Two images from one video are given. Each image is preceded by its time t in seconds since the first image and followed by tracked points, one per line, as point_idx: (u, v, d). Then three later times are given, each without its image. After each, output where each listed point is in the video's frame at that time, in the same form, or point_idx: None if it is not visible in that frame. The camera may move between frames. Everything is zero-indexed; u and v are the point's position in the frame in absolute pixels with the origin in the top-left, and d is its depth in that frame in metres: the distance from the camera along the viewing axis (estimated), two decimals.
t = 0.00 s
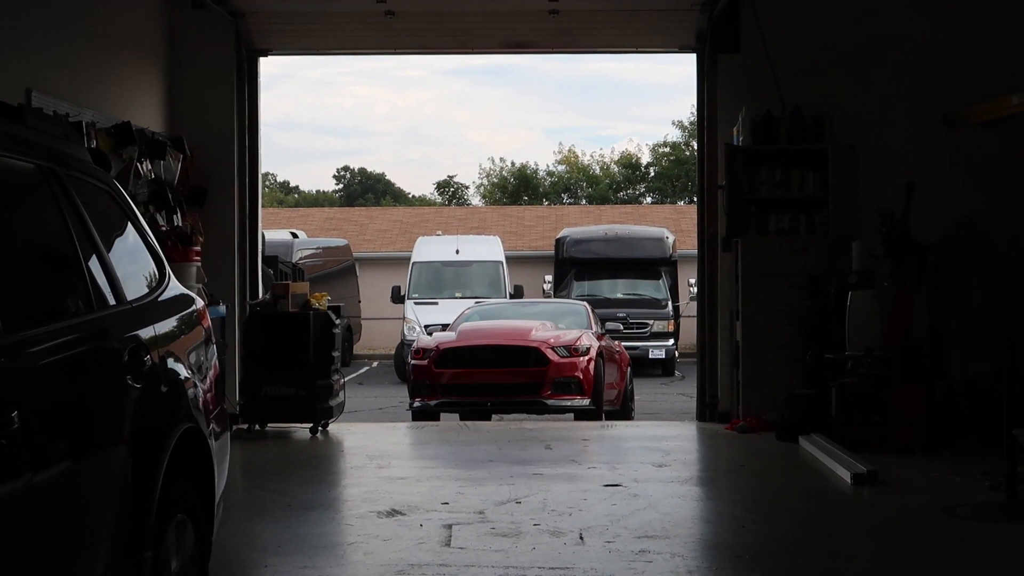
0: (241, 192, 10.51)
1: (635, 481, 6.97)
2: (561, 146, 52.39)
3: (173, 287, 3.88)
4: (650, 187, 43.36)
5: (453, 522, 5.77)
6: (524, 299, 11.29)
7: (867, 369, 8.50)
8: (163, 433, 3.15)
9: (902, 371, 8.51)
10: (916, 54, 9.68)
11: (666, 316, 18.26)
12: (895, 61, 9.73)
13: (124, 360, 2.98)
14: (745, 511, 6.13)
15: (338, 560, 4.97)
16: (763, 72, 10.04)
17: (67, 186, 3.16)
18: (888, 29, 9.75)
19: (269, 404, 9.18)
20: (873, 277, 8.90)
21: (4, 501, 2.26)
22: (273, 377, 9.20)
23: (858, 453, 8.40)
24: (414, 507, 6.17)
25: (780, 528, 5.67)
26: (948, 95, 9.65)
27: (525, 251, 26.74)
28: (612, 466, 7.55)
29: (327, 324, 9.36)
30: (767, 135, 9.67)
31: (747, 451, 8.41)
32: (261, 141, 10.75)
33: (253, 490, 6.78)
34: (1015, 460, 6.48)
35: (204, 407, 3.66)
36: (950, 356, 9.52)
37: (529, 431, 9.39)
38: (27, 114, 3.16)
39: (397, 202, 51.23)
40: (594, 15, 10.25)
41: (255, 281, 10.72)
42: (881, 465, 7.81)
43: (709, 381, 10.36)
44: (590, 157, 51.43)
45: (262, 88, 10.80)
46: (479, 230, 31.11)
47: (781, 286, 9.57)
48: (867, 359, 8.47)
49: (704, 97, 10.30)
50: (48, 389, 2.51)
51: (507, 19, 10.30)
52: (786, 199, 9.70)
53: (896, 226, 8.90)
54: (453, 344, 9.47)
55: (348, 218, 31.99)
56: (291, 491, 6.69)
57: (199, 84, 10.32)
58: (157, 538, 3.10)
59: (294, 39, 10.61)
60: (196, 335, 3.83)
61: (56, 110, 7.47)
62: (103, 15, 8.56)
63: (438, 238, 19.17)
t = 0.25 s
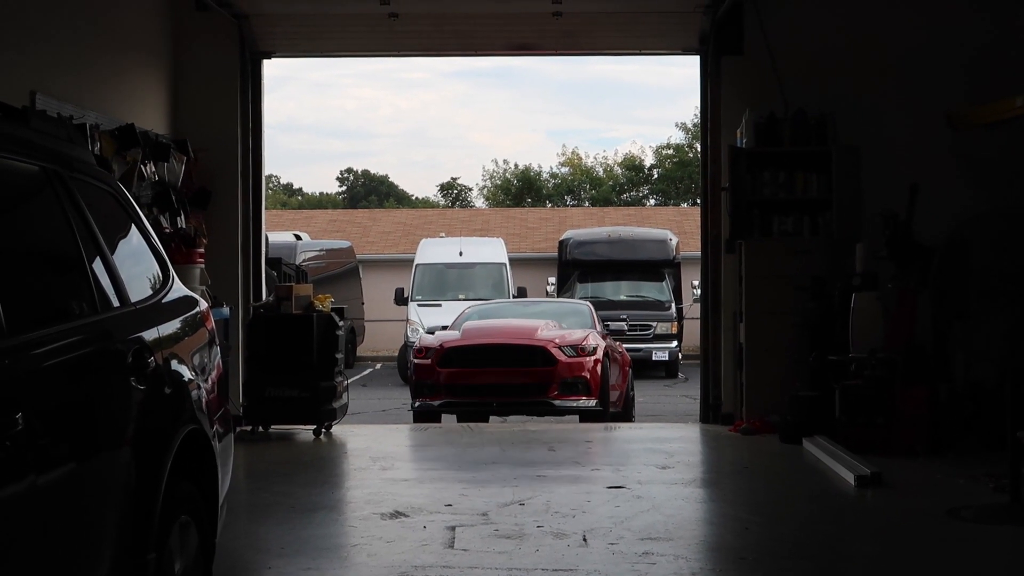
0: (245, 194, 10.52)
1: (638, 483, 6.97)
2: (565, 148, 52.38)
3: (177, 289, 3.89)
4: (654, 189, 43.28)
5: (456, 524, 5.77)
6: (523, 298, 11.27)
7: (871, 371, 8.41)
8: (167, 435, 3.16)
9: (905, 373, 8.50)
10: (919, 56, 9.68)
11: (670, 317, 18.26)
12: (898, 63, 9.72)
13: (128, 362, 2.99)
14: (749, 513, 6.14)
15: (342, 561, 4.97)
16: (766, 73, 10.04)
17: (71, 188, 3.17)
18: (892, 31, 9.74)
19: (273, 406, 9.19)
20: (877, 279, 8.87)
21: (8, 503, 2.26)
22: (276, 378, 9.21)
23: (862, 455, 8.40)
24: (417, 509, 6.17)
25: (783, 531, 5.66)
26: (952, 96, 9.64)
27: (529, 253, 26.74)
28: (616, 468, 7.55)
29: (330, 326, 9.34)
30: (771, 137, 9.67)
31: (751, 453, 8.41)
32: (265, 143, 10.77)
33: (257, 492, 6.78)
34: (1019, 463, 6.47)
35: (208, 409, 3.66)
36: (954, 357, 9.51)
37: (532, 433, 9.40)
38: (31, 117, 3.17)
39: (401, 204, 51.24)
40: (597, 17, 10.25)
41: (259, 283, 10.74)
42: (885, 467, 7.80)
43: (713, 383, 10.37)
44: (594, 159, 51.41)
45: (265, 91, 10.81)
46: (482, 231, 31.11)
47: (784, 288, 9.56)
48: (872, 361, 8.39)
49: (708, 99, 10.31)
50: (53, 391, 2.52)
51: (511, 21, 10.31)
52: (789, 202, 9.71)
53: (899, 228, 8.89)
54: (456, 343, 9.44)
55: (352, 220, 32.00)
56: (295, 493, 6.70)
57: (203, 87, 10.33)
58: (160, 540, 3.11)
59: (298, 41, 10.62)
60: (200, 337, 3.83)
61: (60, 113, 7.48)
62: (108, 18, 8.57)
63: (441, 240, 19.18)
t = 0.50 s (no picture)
0: (246, 195, 10.53)
1: (640, 483, 6.97)
2: (566, 149, 52.37)
3: (179, 289, 3.90)
4: (656, 190, 43.25)
5: (457, 524, 5.77)
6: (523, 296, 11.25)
7: (872, 372, 8.33)
8: (169, 435, 3.16)
9: (907, 373, 8.50)
10: (921, 56, 9.68)
11: (672, 318, 18.26)
12: (900, 63, 9.72)
13: (130, 362, 2.99)
14: (751, 513, 6.14)
15: (344, 562, 4.97)
16: (768, 73, 10.04)
17: (73, 189, 3.17)
18: (893, 31, 9.74)
19: (274, 407, 9.20)
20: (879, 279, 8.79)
21: (9, 503, 2.26)
22: (278, 379, 9.22)
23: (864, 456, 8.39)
24: (419, 509, 6.17)
25: (785, 531, 5.66)
26: (953, 97, 9.64)
27: (530, 253, 26.75)
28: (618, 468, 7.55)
29: (332, 327, 9.33)
30: (773, 138, 9.63)
31: (753, 453, 8.40)
32: (266, 143, 10.78)
33: (259, 492, 6.79)
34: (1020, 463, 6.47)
35: (210, 409, 3.66)
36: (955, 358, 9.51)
37: (534, 434, 9.39)
38: (33, 117, 3.17)
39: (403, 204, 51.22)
40: (598, 17, 10.26)
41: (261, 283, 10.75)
42: (886, 467, 7.80)
43: (714, 384, 10.37)
44: (595, 160, 51.39)
45: (267, 91, 10.82)
46: (484, 232, 31.10)
47: (786, 288, 9.56)
48: (873, 362, 8.30)
49: (709, 100, 10.32)
50: (55, 391, 2.52)
51: (512, 21, 10.31)
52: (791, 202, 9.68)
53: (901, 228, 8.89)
54: (459, 340, 9.40)
55: (353, 221, 32.01)
56: (297, 493, 6.70)
57: (204, 87, 10.34)
58: (162, 540, 3.11)
59: (299, 42, 10.63)
60: (202, 337, 3.83)
61: (62, 113, 7.49)
62: (109, 18, 8.58)
63: (443, 241, 19.18)
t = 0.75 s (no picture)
0: (247, 195, 10.53)
1: (641, 483, 6.97)
2: (567, 148, 52.34)
3: (180, 289, 3.90)
4: (657, 189, 43.23)
5: (459, 524, 5.77)
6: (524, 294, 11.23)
7: (873, 371, 8.39)
8: (170, 435, 3.16)
9: (909, 373, 8.50)
10: (922, 55, 9.67)
11: (673, 317, 18.27)
12: (902, 62, 9.72)
13: (131, 362, 2.99)
14: (753, 513, 6.14)
15: (345, 561, 4.98)
16: (769, 73, 10.03)
17: (74, 189, 3.17)
18: (895, 30, 9.74)
19: (276, 406, 9.19)
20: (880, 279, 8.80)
21: (10, 503, 2.26)
22: (279, 378, 9.21)
23: (865, 456, 8.40)
24: (420, 509, 6.17)
25: (786, 531, 5.66)
26: (954, 96, 9.63)
27: (531, 253, 26.76)
28: (619, 468, 7.55)
29: (333, 326, 9.34)
30: (773, 138, 9.62)
31: (755, 453, 8.40)
32: (267, 143, 10.77)
33: (260, 492, 6.79)
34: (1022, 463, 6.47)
35: (211, 409, 3.66)
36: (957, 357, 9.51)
37: (535, 434, 9.39)
38: (34, 117, 3.17)
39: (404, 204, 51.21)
40: (600, 16, 10.25)
41: (262, 283, 10.75)
42: (888, 467, 7.80)
43: (715, 383, 10.37)
44: (596, 160, 51.39)
45: (268, 91, 10.82)
46: (485, 232, 31.11)
47: (787, 288, 9.56)
48: (874, 362, 8.37)
49: (710, 99, 10.33)
50: (56, 391, 2.52)
51: (513, 20, 10.31)
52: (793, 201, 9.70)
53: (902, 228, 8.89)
54: (463, 338, 9.36)
55: (354, 221, 32.00)
56: (298, 493, 6.70)
57: (205, 87, 10.34)
58: (163, 540, 3.11)
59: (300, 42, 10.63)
60: (203, 337, 3.83)
61: (63, 113, 7.49)
62: (110, 18, 8.58)
63: (444, 241, 19.18)
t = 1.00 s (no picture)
0: (246, 193, 10.52)
1: (639, 482, 6.97)
2: (566, 147, 52.34)
3: (178, 287, 3.89)
4: (655, 188, 43.22)
5: (457, 522, 5.77)
6: (520, 290, 11.16)
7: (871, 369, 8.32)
8: (168, 434, 3.16)
9: (907, 372, 8.50)
10: (921, 54, 9.67)
11: (671, 316, 18.31)
12: (900, 61, 9.72)
13: (129, 360, 2.99)
14: (751, 511, 6.14)
15: (343, 560, 4.98)
16: (768, 71, 10.03)
17: (73, 188, 3.17)
18: (893, 29, 9.74)
19: (274, 405, 9.19)
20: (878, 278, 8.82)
21: (8, 502, 2.26)
22: (277, 377, 9.21)
23: (863, 454, 8.40)
24: (418, 508, 6.17)
25: (784, 529, 5.67)
26: (953, 95, 9.63)
27: (530, 252, 26.76)
28: (617, 467, 7.55)
29: (331, 325, 9.34)
30: (772, 136, 9.67)
31: (753, 452, 8.41)
32: (265, 141, 10.76)
33: (258, 490, 6.79)
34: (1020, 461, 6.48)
35: (209, 407, 3.66)
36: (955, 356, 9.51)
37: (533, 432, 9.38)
38: (32, 116, 3.17)
39: (403, 202, 51.19)
40: (598, 15, 10.26)
41: (260, 282, 10.75)
42: (886, 466, 7.81)
43: (714, 382, 10.36)
44: (594, 159, 51.39)
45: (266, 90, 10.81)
46: (484, 231, 31.10)
47: (785, 287, 9.56)
48: (872, 360, 8.30)
49: (708, 98, 10.36)
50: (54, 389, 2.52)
51: (512, 18, 10.31)
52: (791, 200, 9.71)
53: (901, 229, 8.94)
54: (461, 334, 9.24)
55: (352, 220, 32.00)
56: (296, 492, 6.70)
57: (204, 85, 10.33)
58: (162, 539, 3.11)
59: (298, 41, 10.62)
60: (200, 335, 3.83)
61: (61, 111, 7.49)
62: (109, 17, 8.57)
63: (442, 240, 19.17)
